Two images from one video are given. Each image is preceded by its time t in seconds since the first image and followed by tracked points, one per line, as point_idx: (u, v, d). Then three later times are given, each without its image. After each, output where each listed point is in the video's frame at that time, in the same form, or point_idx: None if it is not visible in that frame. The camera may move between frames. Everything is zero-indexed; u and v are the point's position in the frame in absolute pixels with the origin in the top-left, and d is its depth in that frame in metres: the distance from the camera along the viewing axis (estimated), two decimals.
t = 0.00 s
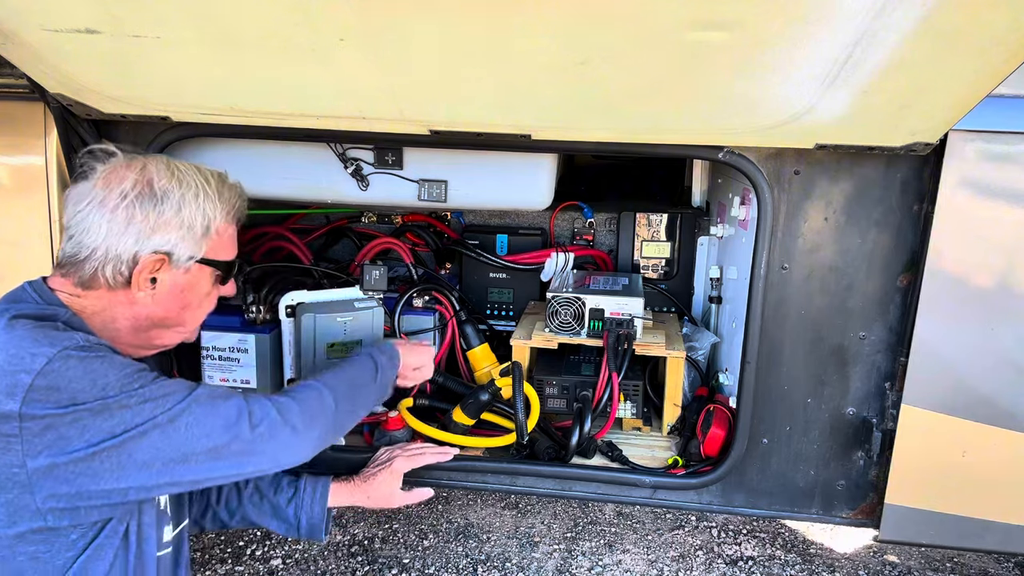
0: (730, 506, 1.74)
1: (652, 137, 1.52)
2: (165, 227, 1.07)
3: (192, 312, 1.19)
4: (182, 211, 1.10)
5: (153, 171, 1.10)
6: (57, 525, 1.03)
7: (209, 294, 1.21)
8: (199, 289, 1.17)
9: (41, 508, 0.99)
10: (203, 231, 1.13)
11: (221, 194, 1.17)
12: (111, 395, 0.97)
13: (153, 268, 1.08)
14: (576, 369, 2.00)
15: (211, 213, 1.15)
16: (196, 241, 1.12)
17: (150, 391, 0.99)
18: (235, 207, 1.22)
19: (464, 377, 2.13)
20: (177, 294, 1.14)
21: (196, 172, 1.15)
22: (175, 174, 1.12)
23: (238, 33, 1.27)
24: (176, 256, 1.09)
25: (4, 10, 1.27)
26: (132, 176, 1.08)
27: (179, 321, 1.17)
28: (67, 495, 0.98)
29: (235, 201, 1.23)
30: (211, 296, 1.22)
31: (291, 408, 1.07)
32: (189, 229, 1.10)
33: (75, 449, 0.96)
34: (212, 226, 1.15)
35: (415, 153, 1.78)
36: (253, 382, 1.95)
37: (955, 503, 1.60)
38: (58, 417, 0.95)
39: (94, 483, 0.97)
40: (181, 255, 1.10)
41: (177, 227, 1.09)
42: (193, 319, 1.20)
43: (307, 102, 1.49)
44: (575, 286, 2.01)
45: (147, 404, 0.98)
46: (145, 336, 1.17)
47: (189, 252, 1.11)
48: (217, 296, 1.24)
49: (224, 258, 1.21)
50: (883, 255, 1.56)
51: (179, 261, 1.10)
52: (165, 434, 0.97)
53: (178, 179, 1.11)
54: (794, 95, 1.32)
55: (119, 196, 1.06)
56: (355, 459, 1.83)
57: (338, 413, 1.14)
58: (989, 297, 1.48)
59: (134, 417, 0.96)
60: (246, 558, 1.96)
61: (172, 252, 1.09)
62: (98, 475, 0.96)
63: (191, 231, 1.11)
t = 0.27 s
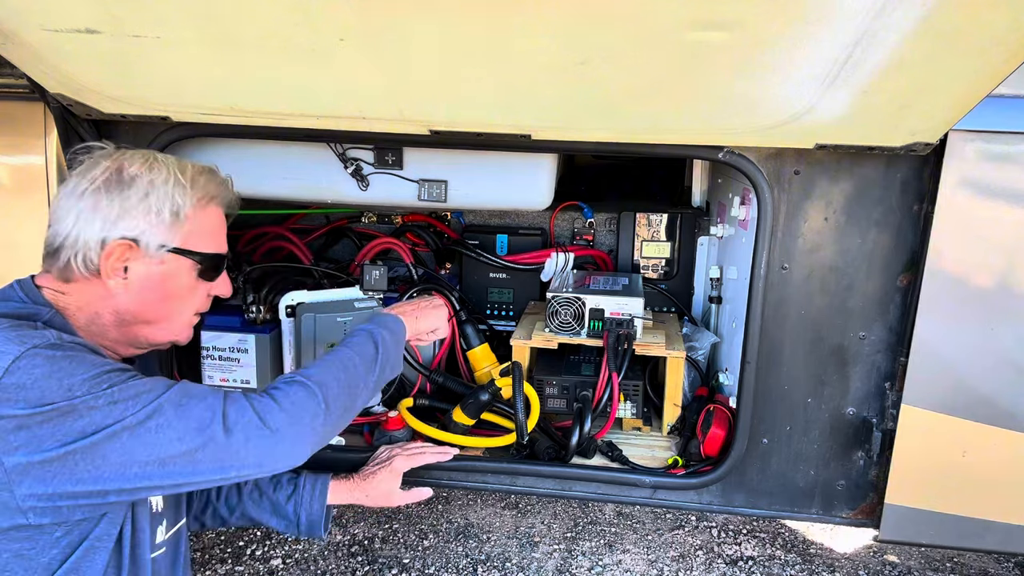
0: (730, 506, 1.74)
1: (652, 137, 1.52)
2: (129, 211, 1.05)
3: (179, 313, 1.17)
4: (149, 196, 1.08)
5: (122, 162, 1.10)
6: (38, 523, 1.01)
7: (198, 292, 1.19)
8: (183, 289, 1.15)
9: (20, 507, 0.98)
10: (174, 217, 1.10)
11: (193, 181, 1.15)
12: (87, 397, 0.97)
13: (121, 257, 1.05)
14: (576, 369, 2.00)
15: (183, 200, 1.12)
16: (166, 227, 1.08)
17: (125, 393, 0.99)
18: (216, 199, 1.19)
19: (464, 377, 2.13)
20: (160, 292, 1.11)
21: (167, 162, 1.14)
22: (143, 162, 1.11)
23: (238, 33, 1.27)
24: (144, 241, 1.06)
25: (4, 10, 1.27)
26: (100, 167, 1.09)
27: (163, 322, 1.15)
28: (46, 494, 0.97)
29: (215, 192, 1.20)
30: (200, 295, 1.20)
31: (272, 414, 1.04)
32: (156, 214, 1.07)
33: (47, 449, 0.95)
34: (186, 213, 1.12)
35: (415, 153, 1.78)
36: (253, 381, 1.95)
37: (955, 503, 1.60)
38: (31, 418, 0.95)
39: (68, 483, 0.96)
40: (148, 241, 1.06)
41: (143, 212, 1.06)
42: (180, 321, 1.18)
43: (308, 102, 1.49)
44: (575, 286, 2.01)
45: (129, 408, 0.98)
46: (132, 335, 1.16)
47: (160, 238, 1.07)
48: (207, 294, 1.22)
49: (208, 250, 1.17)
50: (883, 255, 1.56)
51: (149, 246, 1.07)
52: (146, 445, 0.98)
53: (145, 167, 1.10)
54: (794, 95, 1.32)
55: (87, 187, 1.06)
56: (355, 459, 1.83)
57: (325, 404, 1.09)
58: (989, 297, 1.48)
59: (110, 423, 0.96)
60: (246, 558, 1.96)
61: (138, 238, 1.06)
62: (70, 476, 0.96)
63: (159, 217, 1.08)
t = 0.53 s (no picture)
0: (730, 506, 1.74)
1: (652, 137, 1.52)
2: (118, 201, 0.96)
3: (121, 311, 0.98)
4: (142, 190, 0.97)
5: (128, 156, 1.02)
6: None
7: (147, 289, 0.99)
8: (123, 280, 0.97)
9: None
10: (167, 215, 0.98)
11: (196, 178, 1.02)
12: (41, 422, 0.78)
13: (97, 245, 0.95)
14: (576, 369, 2.00)
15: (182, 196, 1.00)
16: (155, 224, 0.96)
17: (58, 429, 0.76)
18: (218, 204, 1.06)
19: (464, 377, 2.13)
20: (106, 281, 0.96)
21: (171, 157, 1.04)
22: (145, 157, 1.02)
23: (238, 33, 1.27)
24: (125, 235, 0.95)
25: (4, 10, 1.27)
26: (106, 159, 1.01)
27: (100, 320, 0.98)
28: None
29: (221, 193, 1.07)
30: (150, 294, 0.99)
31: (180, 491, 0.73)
32: (147, 208, 0.97)
33: None
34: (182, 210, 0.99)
35: (415, 153, 1.78)
36: (253, 382, 1.95)
37: (955, 503, 1.60)
38: None
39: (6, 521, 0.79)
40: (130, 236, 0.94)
41: (132, 203, 0.96)
42: (120, 320, 0.98)
43: (308, 102, 1.49)
44: (575, 286, 2.02)
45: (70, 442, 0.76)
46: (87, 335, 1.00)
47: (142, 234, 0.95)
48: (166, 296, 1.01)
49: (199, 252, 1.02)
50: (883, 255, 1.56)
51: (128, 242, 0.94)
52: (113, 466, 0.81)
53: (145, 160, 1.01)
54: (794, 95, 1.32)
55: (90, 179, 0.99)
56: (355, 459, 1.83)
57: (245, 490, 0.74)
58: (989, 297, 1.48)
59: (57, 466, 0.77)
60: (246, 558, 1.96)
61: (119, 227, 0.95)
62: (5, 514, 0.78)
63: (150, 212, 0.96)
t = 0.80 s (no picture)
0: (730, 506, 1.74)
1: (652, 137, 1.52)
2: (124, 218, 1.01)
3: (121, 331, 1.03)
4: (148, 210, 1.02)
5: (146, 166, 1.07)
6: None
7: (146, 313, 1.04)
8: (122, 301, 1.02)
9: None
10: (169, 238, 1.03)
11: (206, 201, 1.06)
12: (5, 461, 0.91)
13: (99, 259, 1.02)
14: (576, 369, 2.00)
15: (188, 221, 1.04)
16: (154, 247, 1.02)
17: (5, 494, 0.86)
18: (224, 225, 1.08)
19: (464, 377, 2.13)
20: (101, 300, 1.02)
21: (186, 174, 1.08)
22: (161, 168, 1.07)
23: (238, 33, 1.27)
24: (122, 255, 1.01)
25: (4, 10, 1.27)
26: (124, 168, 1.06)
27: (100, 340, 1.03)
28: None
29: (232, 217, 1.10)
30: (149, 318, 1.05)
31: None
32: (149, 228, 1.02)
33: None
34: (185, 234, 1.04)
35: (415, 153, 1.78)
36: (253, 382, 1.95)
37: (955, 503, 1.60)
38: None
39: None
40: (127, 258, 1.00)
41: (136, 222, 1.02)
42: (118, 340, 1.03)
43: (308, 102, 1.49)
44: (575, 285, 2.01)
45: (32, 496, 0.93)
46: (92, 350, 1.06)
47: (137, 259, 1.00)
48: (163, 322, 1.06)
49: (202, 275, 1.08)
50: (883, 255, 1.56)
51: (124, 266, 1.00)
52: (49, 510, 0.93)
53: (159, 175, 1.05)
54: (794, 95, 1.32)
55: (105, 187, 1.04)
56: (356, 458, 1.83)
57: None
58: (989, 297, 1.48)
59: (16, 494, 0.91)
60: (246, 558, 1.96)
61: (119, 246, 1.01)
62: None
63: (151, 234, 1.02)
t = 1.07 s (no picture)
0: (730, 506, 1.74)
1: (652, 137, 1.52)
2: (129, 223, 1.02)
3: (120, 340, 1.03)
4: (155, 216, 1.02)
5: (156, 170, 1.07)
6: None
7: (145, 322, 1.04)
8: (123, 310, 1.02)
9: None
10: (174, 246, 1.02)
11: (214, 209, 1.06)
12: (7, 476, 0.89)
13: (105, 264, 1.03)
14: (576, 369, 2.00)
15: (194, 228, 1.04)
16: (157, 254, 1.02)
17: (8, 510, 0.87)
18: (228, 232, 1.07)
19: (464, 377, 2.13)
20: (104, 306, 1.02)
21: (196, 180, 1.08)
22: (171, 173, 1.07)
23: (239, 34, 1.27)
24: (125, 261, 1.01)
25: (4, 10, 1.27)
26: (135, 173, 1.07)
27: (100, 348, 1.03)
28: None
29: (239, 225, 1.09)
30: (148, 327, 1.04)
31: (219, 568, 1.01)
32: (153, 236, 1.02)
33: None
34: (190, 242, 1.04)
35: (415, 153, 1.78)
36: (253, 381, 1.95)
37: (956, 503, 1.60)
38: None
39: None
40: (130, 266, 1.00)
41: (141, 229, 1.02)
42: (117, 348, 1.03)
43: (308, 102, 1.49)
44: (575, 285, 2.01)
45: (32, 510, 0.89)
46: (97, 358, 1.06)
47: (140, 270, 1.01)
48: (162, 332, 1.05)
49: (207, 284, 1.07)
50: (883, 255, 1.56)
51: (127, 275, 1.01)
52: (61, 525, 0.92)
53: (170, 180, 1.05)
54: (794, 95, 1.33)
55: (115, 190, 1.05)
56: (356, 458, 1.83)
57: None
58: (989, 297, 1.48)
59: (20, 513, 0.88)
60: (246, 557, 1.96)
61: (121, 252, 1.01)
62: None
63: (156, 242, 1.02)
